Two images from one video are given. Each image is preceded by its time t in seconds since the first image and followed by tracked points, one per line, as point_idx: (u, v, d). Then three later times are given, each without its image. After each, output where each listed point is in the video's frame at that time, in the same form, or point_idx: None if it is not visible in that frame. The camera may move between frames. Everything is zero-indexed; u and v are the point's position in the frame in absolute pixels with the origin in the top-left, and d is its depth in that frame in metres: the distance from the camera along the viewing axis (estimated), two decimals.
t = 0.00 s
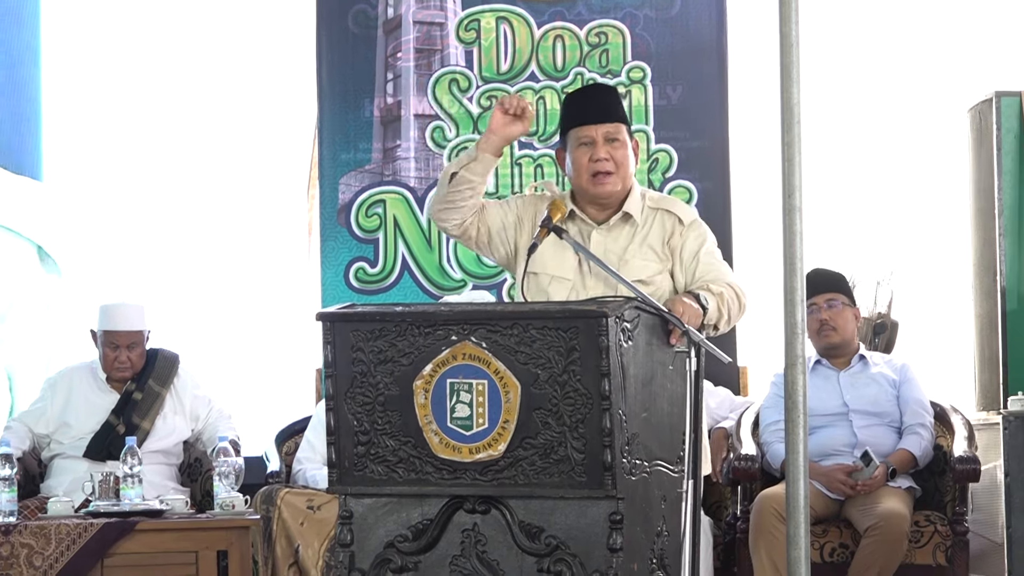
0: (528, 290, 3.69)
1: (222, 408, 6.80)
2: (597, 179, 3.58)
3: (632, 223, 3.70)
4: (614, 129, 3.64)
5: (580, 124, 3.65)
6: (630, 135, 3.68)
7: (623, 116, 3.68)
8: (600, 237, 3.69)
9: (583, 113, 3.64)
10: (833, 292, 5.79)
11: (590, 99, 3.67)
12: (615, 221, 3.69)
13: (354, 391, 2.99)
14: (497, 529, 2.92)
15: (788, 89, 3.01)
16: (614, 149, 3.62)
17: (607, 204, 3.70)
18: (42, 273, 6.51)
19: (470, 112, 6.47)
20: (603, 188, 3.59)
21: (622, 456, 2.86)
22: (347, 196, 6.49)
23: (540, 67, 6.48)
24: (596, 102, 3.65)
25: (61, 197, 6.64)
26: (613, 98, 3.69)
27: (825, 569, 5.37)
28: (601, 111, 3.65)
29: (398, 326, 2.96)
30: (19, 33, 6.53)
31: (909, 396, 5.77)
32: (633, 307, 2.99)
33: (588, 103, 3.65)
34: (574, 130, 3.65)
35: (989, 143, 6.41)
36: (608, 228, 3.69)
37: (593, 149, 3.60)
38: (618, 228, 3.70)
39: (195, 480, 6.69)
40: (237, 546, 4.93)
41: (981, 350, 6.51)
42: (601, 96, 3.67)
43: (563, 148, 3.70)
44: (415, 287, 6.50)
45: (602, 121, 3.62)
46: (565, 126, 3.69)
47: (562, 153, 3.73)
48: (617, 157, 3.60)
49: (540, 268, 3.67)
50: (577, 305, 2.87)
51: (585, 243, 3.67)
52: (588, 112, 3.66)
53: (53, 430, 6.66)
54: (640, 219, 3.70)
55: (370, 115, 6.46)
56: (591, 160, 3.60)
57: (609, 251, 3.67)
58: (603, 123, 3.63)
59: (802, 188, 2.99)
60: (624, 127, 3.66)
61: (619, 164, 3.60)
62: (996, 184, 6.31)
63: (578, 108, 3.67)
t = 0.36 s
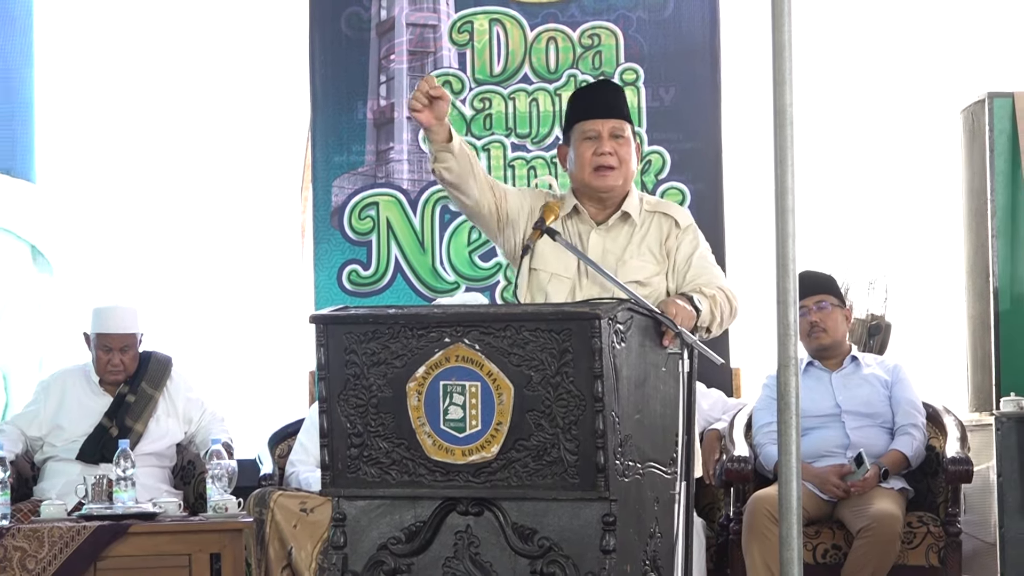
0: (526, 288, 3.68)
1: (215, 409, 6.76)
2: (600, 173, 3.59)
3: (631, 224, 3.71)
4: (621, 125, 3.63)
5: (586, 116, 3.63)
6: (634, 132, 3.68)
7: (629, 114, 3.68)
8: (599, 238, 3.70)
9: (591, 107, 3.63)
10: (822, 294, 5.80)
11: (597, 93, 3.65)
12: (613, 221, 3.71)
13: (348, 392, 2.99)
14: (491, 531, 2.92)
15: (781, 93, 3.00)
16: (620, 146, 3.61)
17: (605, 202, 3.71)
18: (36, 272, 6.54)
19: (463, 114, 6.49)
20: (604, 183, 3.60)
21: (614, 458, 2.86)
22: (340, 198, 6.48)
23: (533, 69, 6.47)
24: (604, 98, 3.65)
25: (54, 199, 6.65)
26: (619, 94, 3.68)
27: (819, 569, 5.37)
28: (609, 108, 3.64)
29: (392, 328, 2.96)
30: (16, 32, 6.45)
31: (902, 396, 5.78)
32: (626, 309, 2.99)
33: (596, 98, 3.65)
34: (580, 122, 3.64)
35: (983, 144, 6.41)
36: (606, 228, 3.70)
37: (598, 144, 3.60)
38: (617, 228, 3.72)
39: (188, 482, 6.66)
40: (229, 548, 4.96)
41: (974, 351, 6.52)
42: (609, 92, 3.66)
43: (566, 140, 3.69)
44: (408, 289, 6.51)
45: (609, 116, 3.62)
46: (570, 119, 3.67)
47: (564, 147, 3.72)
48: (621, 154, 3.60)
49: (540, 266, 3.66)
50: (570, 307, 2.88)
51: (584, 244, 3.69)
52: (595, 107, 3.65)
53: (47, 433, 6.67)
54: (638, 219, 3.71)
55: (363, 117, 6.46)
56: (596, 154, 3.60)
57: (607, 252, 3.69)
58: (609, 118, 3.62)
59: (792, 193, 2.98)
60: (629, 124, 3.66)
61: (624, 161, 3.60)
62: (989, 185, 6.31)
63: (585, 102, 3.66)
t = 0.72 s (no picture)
0: (468, 290, 3.67)
1: (162, 412, 6.79)
2: (533, 182, 3.59)
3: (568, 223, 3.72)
4: (550, 133, 3.65)
5: (516, 128, 3.65)
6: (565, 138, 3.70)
7: (559, 122, 3.69)
8: (535, 238, 3.70)
9: (519, 118, 3.65)
10: (770, 294, 5.76)
11: (526, 103, 3.67)
12: (551, 222, 3.71)
13: (294, 395, 2.99)
14: (438, 533, 2.92)
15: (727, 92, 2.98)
16: (550, 154, 3.63)
17: (541, 207, 3.72)
18: None
19: (409, 116, 6.47)
20: (538, 192, 3.60)
21: (562, 459, 2.87)
22: (287, 200, 6.47)
23: (479, 71, 6.47)
24: (532, 107, 3.67)
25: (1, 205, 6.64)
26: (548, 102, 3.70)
27: (766, 569, 5.38)
28: (538, 116, 3.65)
29: (338, 330, 2.96)
30: None
31: (848, 396, 5.76)
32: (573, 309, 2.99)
33: (523, 108, 3.67)
34: (509, 133, 3.65)
35: (927, 143, 6.43)
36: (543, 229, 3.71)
37: (530, 154, 3.61)
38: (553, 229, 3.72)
39: (134, 486, 6.68)
40: (177, 552, 4.97)
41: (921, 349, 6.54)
42: (536, 101, 3.68)
43: (498, 151, 3.71)
44: (355, 291, 6.47)
45: (538, 125, 3.63)
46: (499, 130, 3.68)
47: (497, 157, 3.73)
48: (553, 162, 3.61)
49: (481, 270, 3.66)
50: (517, 307, 2.88)
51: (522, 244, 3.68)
52: (524, 117, 3.67)
53: None
54: (576, 217, 3.72)
55: (309, 119, 6.45)
56: (527, 164, 3.60)
57: (547, 252, 3.68)
58: (538, 127, 3.64)
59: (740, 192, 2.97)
60: (559, 131, 3.68)
61: (556, 169, 3.61)
62: (935, 184, 6.33)
63: (512, 112, 3.67)
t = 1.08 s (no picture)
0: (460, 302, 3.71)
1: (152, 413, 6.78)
2: (523, 182, 3.59)
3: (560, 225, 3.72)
4: (540, 132, 3.63)
5: (506, 127, 3.64)
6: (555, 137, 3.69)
7: (549, 120, 3.68)
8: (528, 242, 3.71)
9: (508, 117, 3.64)
10: (761, 295, 5.76)
11: (515, 102, 3.65)
12: (542, 225, 3.72)
13: (285, 396, 2.99)
14: (428, 534, 2.92)
15: (717, 94, 2.97)
16: (540, 153, 3.62)
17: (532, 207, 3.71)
18: None
19: (399, 117, 6.48)
20: (528, 192, 3.60)
21: (552, 460, 2.87)
22: (276, 202, 6.47)
23: (468, 72, 6.49)
24: (521, 106, 3.65)
25: None
26: (537, 100, 3.68)
27: (755, 570, 5.39)
28: (527, 115, 3.64)
29: (328, 331, 2.96)
30: None
31: (838, 398, 5.76)
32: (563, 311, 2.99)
33: (513, 107, 3.65)
34: (499, 133, 3.64)
35: (917, 144, 6.42)
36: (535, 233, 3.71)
37: (519, 154, 3.60)
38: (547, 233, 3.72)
39: (125, 487, 6.66)
40: (167, 553, 4.97)
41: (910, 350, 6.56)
42: (524, 99, 3.66)
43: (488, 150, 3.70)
44: (345, 292, 6.48)
45: (528, 125, 3.62)
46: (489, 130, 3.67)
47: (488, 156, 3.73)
48: (543, 161, 3.60)
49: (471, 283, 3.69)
50: (506, 309, 2.88)
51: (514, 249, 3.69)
52: (513, 115, 3.65)
53: None
54: (566, 220, 3.73)
55: (299, 120, 6.45)
56: (517, 164, 3.60)
57: (539, 255, 3.69)
58: (527, 127, 3.62)
59: (729, 194, 2.96)
60: (548, 131, 3.66)
61: (546, 168, 3.60)
62: (924, 186, 6.34)
63: (502, 112, 3.66)
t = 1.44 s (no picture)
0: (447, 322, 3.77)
1: (146, 415, 6.85)
2: (499, 190, 3.60)
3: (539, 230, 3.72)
4: (512, 138, 3.65)
5: (477, 136, 3.65)
6: (529, 142, 3.70)
7: (521, 125, 3.69)
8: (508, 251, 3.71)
9: (480, 126, 3.65)
10: (746, 296, 5.76)
11: (486, 110, 3.67)
12: (522, 231, 3.72)
13: (279, 397, 2.99)
14: (423, 535, 2.92)
15: (711, 94, 2.97)
16: (514, 160, 3.63)
17: (512, 213, 3.72)
18: None
19: (393, 118, 6.49)
20: (505, 199, 3.61)
21: (546, 461, 2.86)
22: (270, 203, 6.48)
23: (463, 72, 6.49)
24: (492, 114, 3.67)
25: None
26: (507, 107, 3.70)
27: (750, 571, 5.40)
28: (499, 122, 3.66)
29: (322, 332, 2.96)
30: None
31: (835, 397, 5.77)
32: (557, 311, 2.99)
33: (484, 115, 3.67)
34: (471, 142, 3.66)
35: (911, 145, 6.42)
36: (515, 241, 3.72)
37: (492, 162, 3.62)
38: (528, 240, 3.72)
39: (119, 489, 6.69)
40: (162, 554, 4.96)
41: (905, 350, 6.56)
42: (496, 106, 3.68)
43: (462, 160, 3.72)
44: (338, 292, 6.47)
45: (500, 132, 3.63)
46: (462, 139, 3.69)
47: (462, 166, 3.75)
48: (517, 168, 3.61)
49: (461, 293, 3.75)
50: (501, 310, 2.87)
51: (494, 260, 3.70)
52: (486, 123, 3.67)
53: None
54: (547, 224, 3.72)
55: (293, 121, 6.45)
56: (491, 172, 3.61)
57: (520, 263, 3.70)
58: (499, 134, 3.64)
59: (723, 194, 2.95)
60: (521, 136, 3.68)
61: (521, 174, 3.62)
62: (918, 186, 6.35)
63: (474, 120, 3.68)
